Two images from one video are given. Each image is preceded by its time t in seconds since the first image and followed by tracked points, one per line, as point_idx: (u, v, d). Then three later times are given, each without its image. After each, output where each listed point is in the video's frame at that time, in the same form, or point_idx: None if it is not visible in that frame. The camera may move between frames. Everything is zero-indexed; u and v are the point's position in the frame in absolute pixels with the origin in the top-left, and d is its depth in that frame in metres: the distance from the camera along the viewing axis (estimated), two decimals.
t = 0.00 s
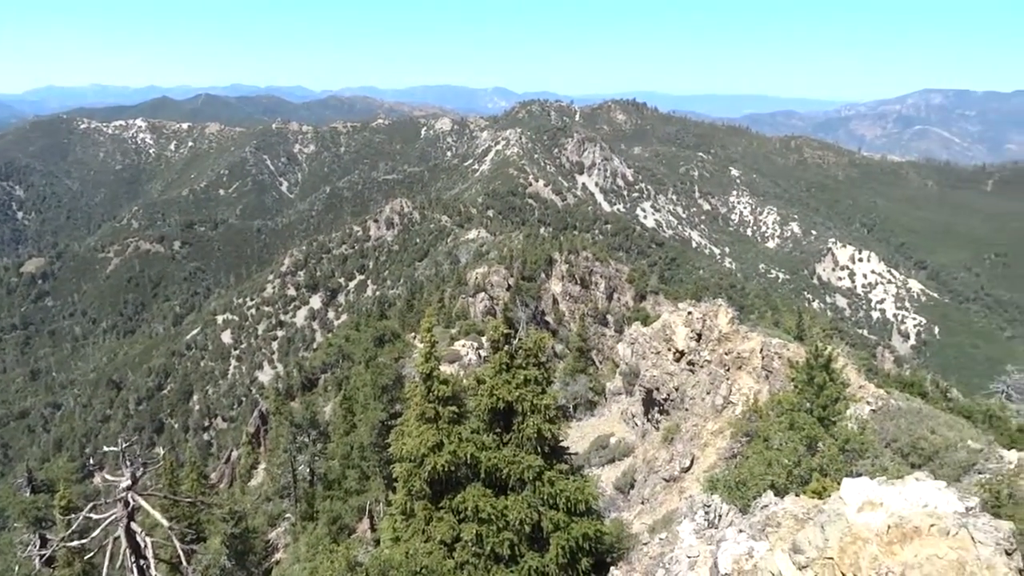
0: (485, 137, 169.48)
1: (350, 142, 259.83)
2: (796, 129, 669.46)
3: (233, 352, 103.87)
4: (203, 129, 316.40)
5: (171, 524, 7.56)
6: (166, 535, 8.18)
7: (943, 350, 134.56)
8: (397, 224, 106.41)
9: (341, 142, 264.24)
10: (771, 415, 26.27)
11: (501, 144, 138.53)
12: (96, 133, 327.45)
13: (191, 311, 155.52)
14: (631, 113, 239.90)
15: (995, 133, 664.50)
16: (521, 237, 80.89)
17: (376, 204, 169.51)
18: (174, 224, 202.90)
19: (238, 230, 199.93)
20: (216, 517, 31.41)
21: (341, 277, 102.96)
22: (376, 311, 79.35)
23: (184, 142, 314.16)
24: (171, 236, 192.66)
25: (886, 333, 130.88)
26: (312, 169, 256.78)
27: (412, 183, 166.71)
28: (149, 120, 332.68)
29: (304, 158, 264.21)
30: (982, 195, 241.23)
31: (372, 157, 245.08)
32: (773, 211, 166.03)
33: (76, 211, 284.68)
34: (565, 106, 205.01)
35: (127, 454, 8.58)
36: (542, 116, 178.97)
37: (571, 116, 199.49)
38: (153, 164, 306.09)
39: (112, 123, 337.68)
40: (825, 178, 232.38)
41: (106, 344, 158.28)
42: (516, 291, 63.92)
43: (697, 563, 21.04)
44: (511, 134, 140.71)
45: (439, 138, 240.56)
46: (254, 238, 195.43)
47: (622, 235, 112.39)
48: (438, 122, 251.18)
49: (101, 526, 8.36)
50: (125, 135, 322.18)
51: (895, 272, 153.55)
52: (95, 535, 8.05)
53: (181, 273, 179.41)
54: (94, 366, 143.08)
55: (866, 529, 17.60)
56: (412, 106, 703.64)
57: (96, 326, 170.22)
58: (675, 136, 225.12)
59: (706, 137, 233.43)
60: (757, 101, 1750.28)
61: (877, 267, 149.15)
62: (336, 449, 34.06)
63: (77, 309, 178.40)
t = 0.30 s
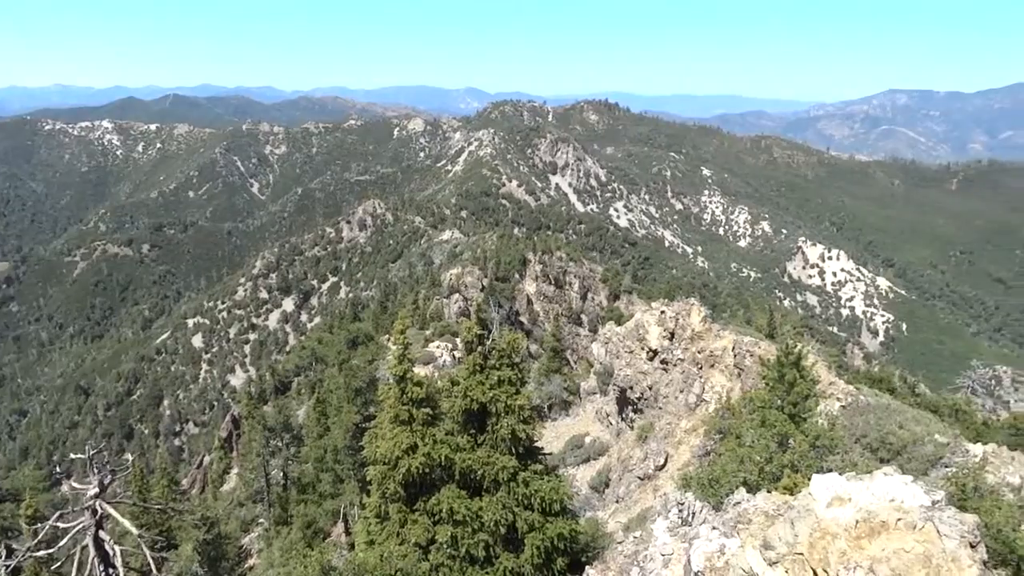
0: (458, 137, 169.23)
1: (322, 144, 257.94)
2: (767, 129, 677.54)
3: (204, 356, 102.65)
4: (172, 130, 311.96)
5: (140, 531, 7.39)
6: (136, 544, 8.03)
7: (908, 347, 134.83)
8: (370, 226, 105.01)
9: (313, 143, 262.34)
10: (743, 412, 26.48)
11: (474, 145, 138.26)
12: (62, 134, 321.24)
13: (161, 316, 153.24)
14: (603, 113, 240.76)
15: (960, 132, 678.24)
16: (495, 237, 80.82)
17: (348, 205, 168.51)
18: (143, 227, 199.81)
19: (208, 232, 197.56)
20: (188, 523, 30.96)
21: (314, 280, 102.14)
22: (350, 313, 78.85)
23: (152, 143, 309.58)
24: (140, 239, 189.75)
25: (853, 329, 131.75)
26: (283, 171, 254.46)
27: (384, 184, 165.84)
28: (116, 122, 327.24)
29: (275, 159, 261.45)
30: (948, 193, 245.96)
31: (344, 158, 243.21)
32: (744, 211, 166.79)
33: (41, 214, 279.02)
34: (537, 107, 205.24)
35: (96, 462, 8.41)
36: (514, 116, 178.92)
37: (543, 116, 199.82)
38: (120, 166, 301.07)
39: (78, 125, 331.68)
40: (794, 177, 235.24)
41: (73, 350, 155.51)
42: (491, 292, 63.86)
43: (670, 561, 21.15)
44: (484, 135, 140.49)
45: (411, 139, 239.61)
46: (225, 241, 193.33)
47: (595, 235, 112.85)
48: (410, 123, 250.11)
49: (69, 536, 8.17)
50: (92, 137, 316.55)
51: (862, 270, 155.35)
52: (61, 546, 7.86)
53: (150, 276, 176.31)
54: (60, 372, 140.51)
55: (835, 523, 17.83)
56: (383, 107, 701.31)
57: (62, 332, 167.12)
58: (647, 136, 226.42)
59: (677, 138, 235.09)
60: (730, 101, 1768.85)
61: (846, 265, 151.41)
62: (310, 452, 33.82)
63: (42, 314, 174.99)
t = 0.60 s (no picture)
0: (430, 139, 168.77)
1: (293, 146, 255.91)
2: (739, 130, 684.86)
3: (175, 361, 101.34)
4: (140, 132, 307.21)
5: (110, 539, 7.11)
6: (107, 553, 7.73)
7: (877, 343, 134.25)
8: (343, 228, 104.85)
9: (284, 146, 260.50)
10: (716, 409, 26.68)
11: (447, 146, 137.87)
12: (26, 137, 314.83)
13: (130, 321, 151.52)
14: (575, 114, 241.28)
15: (926, 132, 691.69)
16: (468, 238, 80.81)
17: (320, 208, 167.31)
18: (110, 231, 196.53)
19: (178, 236, 195.01)
20: (160, 531, 30.60)
21: (286, 283, 101.30)
22: (323, 316, 78.38)
23: (120, 145, 304.69)
24: (108, 243, 186.78)
25: (823, 326, 133.41)
26: (255, 173, 251.96)
27: (356, 186, 164.80)
28: (82, 125, 321.59)
29: (246, 162, 258.52)
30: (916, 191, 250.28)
31: (317, 160, 241.64)
32: (715, 211, 168.31)
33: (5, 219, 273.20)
34: (510, 107, 205.37)
35: (62, 471, 8.08)
36: (486, 117, 178.73)
37: (516, 117, 199.99)
38: (87, 169, 295.78)
39: (43, 128, 325.34)
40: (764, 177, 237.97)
41: (38, 357, 152.58)
42: (465, 294, 63.83)
43: (645, 559, 21.25)
44: (456, 136, 140.14)
45: (384, 141, 238.63)
46: (195, 244, 191.16)
47: (569, 236, 113.35)
48: (382, 125, 249.01)
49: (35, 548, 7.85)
50: (57, 140, 310.94)
51: (833, 269, 156.02)
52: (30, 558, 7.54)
53: (118, 281, 174.34)
54: (25, 379, 137.73)
55: (805, 519, 18.05)
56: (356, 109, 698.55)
57: (27, 338, 163.92)
58: (619, 137, 227.58)
59: (649, 138, 236.65)
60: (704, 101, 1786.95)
61: (817, 263, 152.25)
62: (284, 457, 33.69)
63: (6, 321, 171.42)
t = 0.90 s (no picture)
0: (403, 140, 167.69)
1: (264, 147, 253.00)
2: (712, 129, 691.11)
3: (146, 366, 99.89)
4: (107, 134, 301.81)
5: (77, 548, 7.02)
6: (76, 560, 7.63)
7: (849, 337, 137.28)
8: (316, 230, 104.09)
9: (255, 147, 257.44)
10: (690, 407, 26.83)
11: (420, 146, 137.09)
12: None
13: (99, 326, 149.30)
14: (548, 113, 240.94)
15: (894, 129, 703.44)
16: (442, 239, 80.50)
17: (292, 209, 165.73)
18: (78, 235, 192.86)
19: (148, 239, 192.02)
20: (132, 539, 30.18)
21: (259, 285, 100.20)
22: (298, 319, 77.85)
23: (87, 147, 299.14)
24: (75, 247, 183.50)
25: (796, 322, 134.87)
26: (225, 175, 248.90)
27: (329, 187, 163.24)
28: (48, 127, 315.21)
29: (216, 163, 255.33)
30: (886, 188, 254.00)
31: (290, 160, 239.65)
32: (689, 209, 169.68)
33: None
34: (483, 107, 204.96)
35: (32, 480, 8.01)
36: (459, 117, 178.17)
37: (489, 117, 199.72)
38: (52, 172, 289.94)
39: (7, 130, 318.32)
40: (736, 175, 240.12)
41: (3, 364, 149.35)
42: (440, 295, 63.75)
43: (621, 556, 21.35)
44: (429, 136, 139.23)
45: (357, 142, 237.21)
46: (166, 247, 188.51)
47: (544, 235, 113.57)
48: (355, 125, 247.39)
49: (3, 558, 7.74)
50: (21, 143, 304.26)
51: (803, 265, 158.61)
52: None
53: (87, 286, 171.32)
54: None
55: (777, 513, 18.24)
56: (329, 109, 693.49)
57: None
58: (592, 136, 228.07)
59: (622, 138, 237.56)
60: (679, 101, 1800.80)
61: (789, 260, 155.07)
62: (259, 461, 33.46)
63: None
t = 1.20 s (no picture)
0: (377, 140, 166.61)
1: (237, 148, 249.83)
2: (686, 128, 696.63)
3: (119, 371, 98.52)
4: (76, 136, 296.44)
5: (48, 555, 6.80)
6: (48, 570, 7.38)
7: (824, 334, 135.05)
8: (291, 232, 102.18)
9: (227, 149, 253.47)
10: (667, 405, 26.95)
11: (395, 147, 136.02)
12: None
13: (69, 331, 146.93)
14: (523, 113, 240.31)
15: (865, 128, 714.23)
16: (419, 240, 80.13)
17: (266, 211, 164.22)
18: (46, 240, 189.16)
19: (119, 243, 188.98)
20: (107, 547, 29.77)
21: (233, 288, 99.03)
22: (273, 321, 77.31)
23: (55, 150, 293.69)
24: (44, 251, 180.25)
25: (770, 319, 136.08)
26: (197, 177, 245.84)
27: (303, 188, 161.67)
28: (14, 129, 308.46)
29: (188, 165, 252.15)
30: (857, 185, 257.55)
31: (264, 162, 237.45)
32: (664, 208, 171.26)
33: None
34: (458, 107, 204.36)
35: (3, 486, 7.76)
36: (434, 117, 177.19)
37: (463, 117, 199.24)
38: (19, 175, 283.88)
39: None
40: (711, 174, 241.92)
41: None
42: (417, 296, 63.85)
43: (600, 555, 21.39)
44: (404, 137, 138.14)
45: (331, 143, 235.72)
46: (137, 250, 185.84)
47: (520, 235, 113.78)
48: (329, 126, 245.68)
49: None
50: None
51: (777, 263, 158.39)
52: None
53: (57, 291, 168.02)
54: None
55: (751, 509, 18.39)
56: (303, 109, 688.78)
57: None
58: (567, 136, 228.62)
59: (596, 137, 238.21)
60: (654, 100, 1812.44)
61: (762, 258, 155.79)
62: (234, 466, 33.17)
63: None
